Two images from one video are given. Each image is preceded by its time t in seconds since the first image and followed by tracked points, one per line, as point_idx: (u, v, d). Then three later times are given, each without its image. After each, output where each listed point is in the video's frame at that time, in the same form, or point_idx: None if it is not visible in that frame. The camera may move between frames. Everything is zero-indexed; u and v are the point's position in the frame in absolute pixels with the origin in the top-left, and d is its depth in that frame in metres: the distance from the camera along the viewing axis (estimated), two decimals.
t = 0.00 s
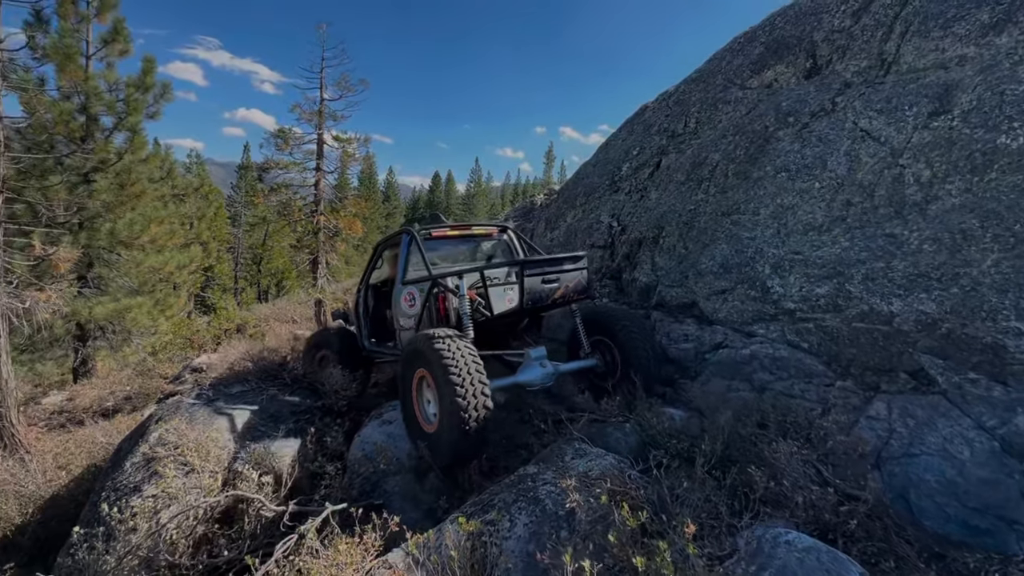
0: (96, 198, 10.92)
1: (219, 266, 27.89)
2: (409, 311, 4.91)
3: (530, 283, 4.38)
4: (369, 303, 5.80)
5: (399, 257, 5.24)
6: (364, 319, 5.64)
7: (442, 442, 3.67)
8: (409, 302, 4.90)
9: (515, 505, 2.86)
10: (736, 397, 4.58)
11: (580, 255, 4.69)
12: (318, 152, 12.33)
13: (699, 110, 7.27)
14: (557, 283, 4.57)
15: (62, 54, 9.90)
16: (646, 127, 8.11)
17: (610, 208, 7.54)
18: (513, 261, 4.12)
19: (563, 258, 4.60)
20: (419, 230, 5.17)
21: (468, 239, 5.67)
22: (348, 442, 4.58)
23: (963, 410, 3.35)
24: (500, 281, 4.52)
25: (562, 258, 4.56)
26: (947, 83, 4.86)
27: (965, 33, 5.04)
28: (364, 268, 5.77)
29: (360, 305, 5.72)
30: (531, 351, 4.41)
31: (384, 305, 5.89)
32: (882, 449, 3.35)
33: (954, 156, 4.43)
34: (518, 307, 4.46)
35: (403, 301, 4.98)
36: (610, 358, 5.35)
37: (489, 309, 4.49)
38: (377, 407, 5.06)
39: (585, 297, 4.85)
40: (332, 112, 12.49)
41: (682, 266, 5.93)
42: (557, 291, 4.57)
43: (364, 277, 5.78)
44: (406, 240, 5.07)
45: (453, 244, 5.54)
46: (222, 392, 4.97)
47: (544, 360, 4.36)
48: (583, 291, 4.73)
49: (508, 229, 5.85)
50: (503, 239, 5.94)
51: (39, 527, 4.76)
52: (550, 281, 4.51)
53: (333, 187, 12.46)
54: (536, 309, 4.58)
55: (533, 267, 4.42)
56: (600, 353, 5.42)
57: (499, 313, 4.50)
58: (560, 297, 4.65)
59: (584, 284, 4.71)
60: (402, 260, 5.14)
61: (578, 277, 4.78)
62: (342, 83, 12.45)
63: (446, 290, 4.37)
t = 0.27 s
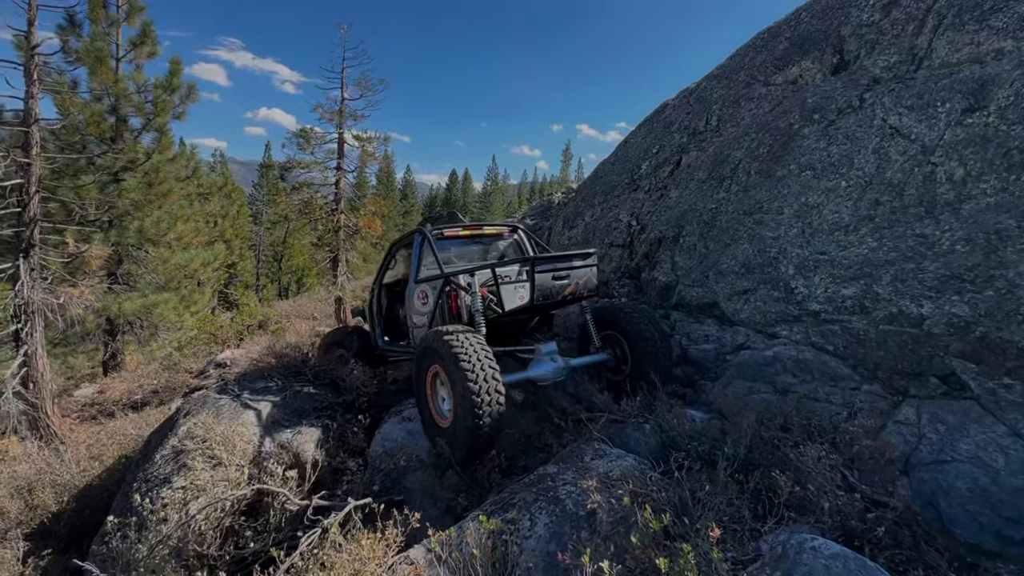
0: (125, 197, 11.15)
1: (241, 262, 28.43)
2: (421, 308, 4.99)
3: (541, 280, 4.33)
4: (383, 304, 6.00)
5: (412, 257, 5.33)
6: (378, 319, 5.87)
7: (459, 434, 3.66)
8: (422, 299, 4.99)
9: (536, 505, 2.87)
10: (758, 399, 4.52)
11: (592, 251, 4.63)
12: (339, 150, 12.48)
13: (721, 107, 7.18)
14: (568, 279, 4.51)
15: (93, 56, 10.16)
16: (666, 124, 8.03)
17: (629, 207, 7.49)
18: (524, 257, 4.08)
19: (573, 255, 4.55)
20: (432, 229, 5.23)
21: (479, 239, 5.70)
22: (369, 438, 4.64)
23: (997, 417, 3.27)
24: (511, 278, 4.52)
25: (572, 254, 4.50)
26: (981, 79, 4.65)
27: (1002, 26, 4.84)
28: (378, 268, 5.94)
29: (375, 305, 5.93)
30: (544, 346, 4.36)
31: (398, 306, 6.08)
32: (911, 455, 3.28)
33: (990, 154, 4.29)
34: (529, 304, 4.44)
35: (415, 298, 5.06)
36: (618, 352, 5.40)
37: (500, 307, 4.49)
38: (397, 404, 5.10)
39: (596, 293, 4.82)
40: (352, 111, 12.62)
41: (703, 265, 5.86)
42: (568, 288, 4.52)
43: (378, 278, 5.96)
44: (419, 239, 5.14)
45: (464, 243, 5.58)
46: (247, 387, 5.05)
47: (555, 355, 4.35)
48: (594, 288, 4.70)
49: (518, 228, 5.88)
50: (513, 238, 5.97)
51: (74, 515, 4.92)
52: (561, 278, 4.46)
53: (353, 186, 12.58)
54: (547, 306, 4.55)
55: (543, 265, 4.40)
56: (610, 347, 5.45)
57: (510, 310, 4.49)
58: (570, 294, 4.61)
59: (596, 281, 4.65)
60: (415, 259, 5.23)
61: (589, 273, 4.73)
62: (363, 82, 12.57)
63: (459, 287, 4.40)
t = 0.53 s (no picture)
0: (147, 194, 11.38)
1: (259, 257, 28.82)
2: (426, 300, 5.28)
3: (539, 270, 4.36)
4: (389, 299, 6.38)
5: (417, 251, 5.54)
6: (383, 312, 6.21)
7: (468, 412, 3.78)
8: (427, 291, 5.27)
9: (553, 501, 2.89)
10: (776, 398, 4.48)
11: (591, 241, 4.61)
12: (355, 147, 12.60)
13: (740, 102, 7.09)
14: (567, 269, 4.51)
15: (116, 55, 10.33)
16: (683, 120, 7.95)
17: (644, 203, 7.44)
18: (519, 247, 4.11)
19: (572, 245, 4.55)
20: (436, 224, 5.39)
21: (481, 234, 5.76)
22: (386, 432, 4.71)
23: None
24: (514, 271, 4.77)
25: (571, 244, 4.51)
26: (1012, 72, 4.50)
27: None
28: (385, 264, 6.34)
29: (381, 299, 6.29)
30: (544, 334, 4.46)
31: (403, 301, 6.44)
32: (934, 457, 3.23)
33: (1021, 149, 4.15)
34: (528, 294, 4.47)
35: (421, 290, 5.35)
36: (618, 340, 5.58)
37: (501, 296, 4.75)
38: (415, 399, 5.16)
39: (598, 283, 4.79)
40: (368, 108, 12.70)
41: (720, 263, 5.81)
42: (567, 277, 4.50)
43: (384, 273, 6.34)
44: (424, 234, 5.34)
45: (467, 239, 5.63)
46: (268, 381, 5.13)
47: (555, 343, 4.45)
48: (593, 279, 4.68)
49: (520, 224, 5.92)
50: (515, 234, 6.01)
51: (104, 503, 5.05)
52: (559, 267, 4.46)
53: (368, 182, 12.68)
54: (547, 296, 4.57)
55: (542, 255, 4.42)
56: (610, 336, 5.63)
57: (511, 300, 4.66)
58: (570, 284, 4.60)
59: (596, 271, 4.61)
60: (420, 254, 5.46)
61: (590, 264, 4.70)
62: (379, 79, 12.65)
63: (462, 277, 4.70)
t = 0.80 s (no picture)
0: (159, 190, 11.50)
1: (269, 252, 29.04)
2: (422, 291, 5.53)
3: (528, 260, 4.53)
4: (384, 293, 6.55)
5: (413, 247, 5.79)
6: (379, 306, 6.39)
7: (465, 388, 4.16)
8: (424, 284, 5.51)
9: (563, 500, 2.91)
10: (786, 396, 4.47)
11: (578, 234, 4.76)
12: (364, 142, 12.63)
13: (751, 96, 7.02)
14: (554, 258, 4.66)
15: (127, 52, 10.50)
16: (693, 114, 7.89)
17: (654, 198, 7.40)
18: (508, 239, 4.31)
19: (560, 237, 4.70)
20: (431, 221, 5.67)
21: (473, 230, 5.99)
22: (398, 428, 4.76)
23: None
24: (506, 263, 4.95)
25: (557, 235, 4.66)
26: None
27: None
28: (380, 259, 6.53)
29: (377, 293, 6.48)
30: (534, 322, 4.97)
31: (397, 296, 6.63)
32: (947, 458, 3.21)
33: None
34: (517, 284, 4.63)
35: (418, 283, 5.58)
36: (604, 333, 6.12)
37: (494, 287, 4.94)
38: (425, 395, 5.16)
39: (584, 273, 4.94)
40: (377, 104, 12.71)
41: (731, 259, 5.77)
42: (554, 267, 4.65)
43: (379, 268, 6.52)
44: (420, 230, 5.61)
45: (459, 235, 5.88)
46: (281, 377, 5.18)
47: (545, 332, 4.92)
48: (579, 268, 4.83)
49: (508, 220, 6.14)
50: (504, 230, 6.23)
51: (122, 496, 5.16)
52: (546, 257, 4.61)
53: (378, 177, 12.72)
54: (535, 285, 4.71)
55: (531, 246, 4.58)
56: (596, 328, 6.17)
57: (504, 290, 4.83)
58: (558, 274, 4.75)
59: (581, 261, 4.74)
60: (416, 249, 5.71)
61: (576, 254, 4.85)
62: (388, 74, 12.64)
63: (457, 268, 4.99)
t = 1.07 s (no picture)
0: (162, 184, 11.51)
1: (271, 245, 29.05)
2: (418, 287, 5.84)
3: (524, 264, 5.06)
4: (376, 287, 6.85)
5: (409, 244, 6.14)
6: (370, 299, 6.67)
7: (460, 362, 4.54)
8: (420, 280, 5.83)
9: (568, 495, 2.94)
10: (790, 390, 4.49)
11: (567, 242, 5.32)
12: (366, 135, 12.60)
13: (756, 88, 6.98)
14: (545, 262, 5.21)
15: (127, 44, 10.35)
16: (697, 105, 7.85)
17: (657, 191, 7.39)
18: (508, 243, 4.73)
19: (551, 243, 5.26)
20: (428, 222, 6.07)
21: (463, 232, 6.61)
22: (402, 423, 4.79)
23: None
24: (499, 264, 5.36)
25: (550, 241, 5.22)
26: None
27: None
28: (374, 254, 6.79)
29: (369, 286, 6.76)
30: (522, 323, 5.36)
31: (388, 290, 6.94)
32: (950, 453, 3.24)
33: None
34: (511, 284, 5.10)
35: (414, 279, 5.90)
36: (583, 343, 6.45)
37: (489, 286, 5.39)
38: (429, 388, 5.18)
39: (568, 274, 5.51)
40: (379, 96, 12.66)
41: (734, 253, 5.77)
42: (546, 269, 5.21)
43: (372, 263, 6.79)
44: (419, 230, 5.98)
45: (451, 236, 6.46)
46: (286, 372, 5.23)
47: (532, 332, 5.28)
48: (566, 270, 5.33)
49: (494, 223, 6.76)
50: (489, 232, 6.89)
51: (130, 489, 5.27)
52: (539, 261, 5.17)
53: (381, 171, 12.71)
54: (527, 286, 5.24)
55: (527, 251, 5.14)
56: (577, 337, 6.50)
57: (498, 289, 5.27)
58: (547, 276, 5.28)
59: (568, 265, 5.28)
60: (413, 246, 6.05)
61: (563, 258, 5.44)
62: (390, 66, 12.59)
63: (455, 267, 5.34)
